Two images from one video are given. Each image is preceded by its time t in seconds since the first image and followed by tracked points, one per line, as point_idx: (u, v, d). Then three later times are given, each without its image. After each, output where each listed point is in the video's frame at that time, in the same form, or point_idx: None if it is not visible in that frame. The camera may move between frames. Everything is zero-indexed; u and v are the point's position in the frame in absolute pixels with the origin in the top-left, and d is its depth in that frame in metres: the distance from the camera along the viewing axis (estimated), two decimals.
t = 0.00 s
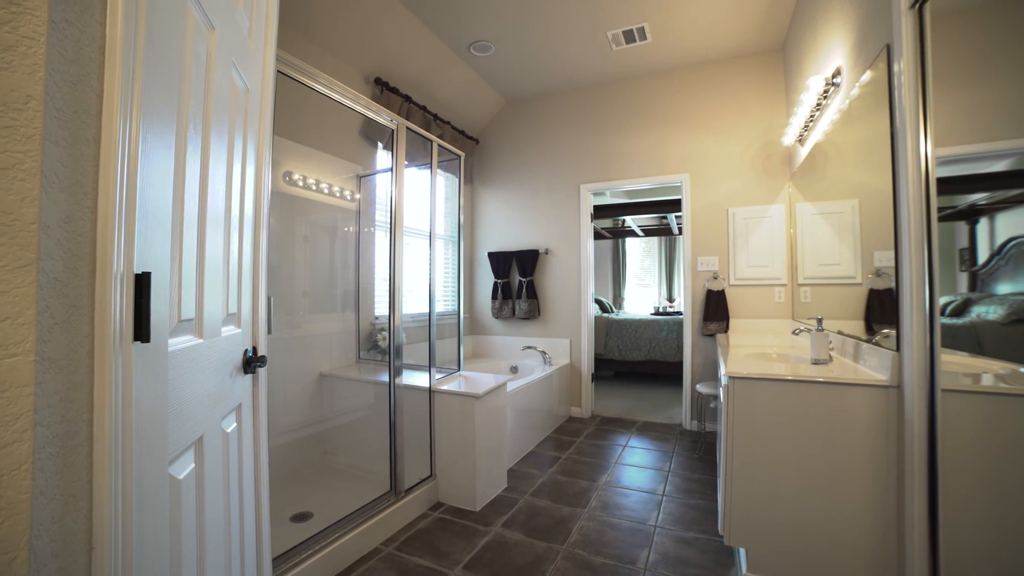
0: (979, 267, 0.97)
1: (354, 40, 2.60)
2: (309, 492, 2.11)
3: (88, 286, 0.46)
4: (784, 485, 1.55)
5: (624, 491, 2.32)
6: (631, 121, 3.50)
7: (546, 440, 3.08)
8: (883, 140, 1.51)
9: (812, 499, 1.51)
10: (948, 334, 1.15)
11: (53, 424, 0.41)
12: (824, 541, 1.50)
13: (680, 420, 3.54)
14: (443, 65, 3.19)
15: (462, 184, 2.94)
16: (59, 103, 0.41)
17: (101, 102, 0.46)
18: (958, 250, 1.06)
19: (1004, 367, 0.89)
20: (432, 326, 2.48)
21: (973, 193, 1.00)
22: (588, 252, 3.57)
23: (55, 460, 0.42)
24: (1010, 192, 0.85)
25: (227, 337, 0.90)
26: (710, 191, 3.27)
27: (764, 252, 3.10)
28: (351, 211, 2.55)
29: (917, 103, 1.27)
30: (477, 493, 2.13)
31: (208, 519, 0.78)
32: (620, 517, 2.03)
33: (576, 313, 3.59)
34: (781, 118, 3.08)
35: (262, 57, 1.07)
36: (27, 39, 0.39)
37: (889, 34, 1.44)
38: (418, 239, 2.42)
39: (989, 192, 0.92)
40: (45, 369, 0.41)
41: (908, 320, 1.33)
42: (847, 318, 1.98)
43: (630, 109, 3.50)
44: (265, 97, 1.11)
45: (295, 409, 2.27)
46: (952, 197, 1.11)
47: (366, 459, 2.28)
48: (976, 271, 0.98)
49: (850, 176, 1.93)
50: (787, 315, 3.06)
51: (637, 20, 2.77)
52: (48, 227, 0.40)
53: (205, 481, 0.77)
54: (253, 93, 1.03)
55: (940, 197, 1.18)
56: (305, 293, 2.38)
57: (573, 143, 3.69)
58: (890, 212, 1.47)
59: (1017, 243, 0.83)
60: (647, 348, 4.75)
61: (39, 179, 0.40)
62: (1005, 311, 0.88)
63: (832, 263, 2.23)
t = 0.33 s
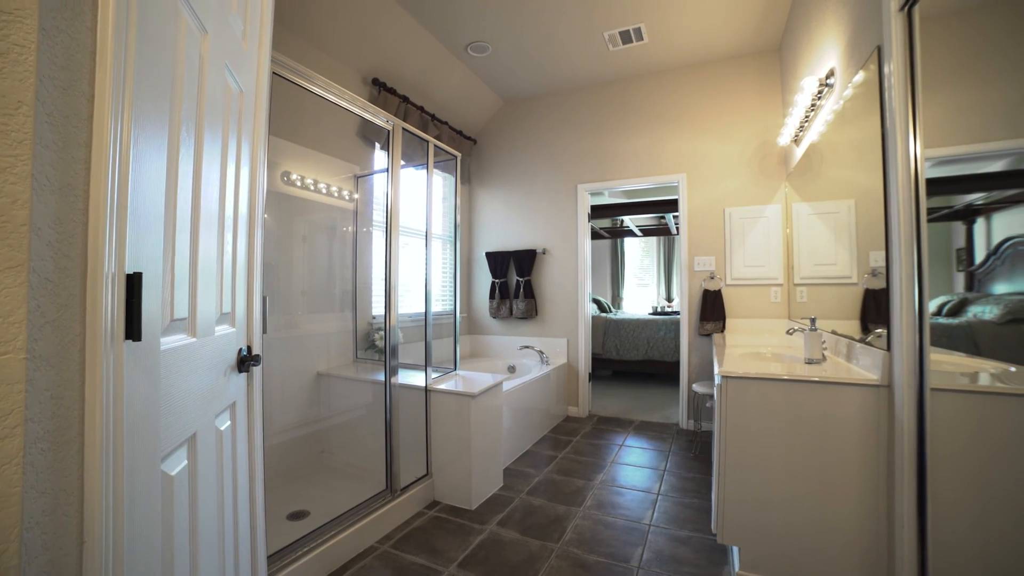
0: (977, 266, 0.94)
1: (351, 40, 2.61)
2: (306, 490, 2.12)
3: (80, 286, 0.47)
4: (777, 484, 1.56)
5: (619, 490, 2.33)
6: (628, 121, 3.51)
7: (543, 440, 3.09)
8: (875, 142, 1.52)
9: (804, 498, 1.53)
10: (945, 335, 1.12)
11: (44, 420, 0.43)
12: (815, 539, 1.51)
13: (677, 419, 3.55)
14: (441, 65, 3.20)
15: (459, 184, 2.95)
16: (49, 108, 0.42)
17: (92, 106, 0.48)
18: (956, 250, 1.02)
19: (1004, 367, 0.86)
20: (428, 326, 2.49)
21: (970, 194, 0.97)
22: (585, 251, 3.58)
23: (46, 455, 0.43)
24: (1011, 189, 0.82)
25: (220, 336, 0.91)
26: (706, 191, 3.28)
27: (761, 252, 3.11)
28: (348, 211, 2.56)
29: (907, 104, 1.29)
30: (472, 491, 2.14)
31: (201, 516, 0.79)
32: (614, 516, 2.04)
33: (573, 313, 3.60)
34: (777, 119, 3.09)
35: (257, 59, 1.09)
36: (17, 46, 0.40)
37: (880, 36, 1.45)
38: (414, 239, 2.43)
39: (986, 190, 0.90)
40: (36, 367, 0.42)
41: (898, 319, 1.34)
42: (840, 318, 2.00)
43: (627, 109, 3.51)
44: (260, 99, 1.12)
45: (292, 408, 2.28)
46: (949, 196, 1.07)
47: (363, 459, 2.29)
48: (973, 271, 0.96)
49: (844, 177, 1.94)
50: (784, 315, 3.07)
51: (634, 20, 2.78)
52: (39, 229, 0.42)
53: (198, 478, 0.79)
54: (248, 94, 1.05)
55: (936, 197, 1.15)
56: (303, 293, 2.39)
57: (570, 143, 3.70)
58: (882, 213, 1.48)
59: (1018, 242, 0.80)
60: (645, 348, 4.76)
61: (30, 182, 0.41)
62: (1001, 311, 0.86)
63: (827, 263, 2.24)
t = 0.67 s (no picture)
0: (973, 267, 0.93)
1: (348, 41, 2.62)
2: (303, 488, 2.13)
3: (71, 286, 0.48)
4: (769, 482, 1.57)
5: (615, 489, 2.34)
6: (625, 121, 3.52)
7: (540, 439, 3.10)
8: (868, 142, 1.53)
9: (796, 497, 1.54)
10: (941, 335, 1.10)
11: (34, 416, 0.44)
12: (807, 537, 1.53)
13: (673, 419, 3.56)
14: (438, 65, 3.21)
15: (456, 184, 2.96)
16: (40, 113, 0.43)
17: (84, 110, 0.49)
18: (952, 249, 1.01)
19: (1006, 368, 0.84)
20: (424, 326, 2.50)
21: (966, 194, 0.96)
22: (582, 251, 3.59)
23: (37, 450, 0.44)
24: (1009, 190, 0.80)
25: (214, 335, 0.92)
26: (703, 191, 3.29)
27: (757, 252, 3.12)
28: (345, 211, 2.55)
29: (898, 106, 1.30)
30: (468, 490, 2.15)
31: (194, 512, 0.80)
32: (608, 515, 2.05)
33: (570, 313, 3.61)
34: (773, 119, 3.10)
35: (252, 61, 1.10)
36: (9, 53, 0.41)
37: (871, 37, 1.47)
38: (411, 239, 2.44)
39: (984, 191, 0.88)
40: (26, 364, 0.43)
41: (888, 319, 1.35)
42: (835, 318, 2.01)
43: (624, 109, 3.52)
44: (255, 101, 1.13)
45: (290, 407, 2.29)
46: (947, 196, 1.05)
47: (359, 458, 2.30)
48: (970, 271, 0.94)
49: (839, 177, 1.94)
50: (780, 315, 3.08)
51: (631, 21, 2.79)
52: (30, 230, 0.43)
53: (191, 475, 0.80)
54: (243, 96, 1.06)
55: (931, 198, 1.13)
56: (300, 293, 2.40)
57: (568, 143, 3.71)
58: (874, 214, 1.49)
59: (1014, 241, 0.79)
60: (643, 348, 4.77)
61: (21, 184, 0.42)
62: (996, 311, 0.85)
63: (822, 263, 2.25)
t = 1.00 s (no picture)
0: (970, 267, 0.90)
1: (346, 41, 2.63)
2: (300, 487, 2.15)
3: (64, 286, 0.49)
4: (761, 481, 1.58)
5: (610, 488, 2.35)
6: (623, 121, 3.53)
7: (537, 438, 3.10)
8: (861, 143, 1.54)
9: (788, 496, 1.55)
10: (938, 336, 1.07)
11: (27, 413, 0.45)
12: (799, 535, 1.54)
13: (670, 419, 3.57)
14: (436, 66, 3.22)
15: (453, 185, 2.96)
16: (31, 117, 0.44)
17: (76, 114, 0.50)
18: (950, 250, 0.97)
19: (1005, 370, 0.81)
20: (421, 326, 2.50)
21: (963, 193, 0.93)
22: (579, 251, 3.60)
23: (29, 445, 0.45)
24: (1011, 188, 0.77)
25: (208, 334, 0.93)
26: (700, 191, 3.30)
27: (753, 252, 3.13)
28: (343, 211, 2.56)
29: (888, 109, 1.31)
30: (464, 489, 2.16)
31: (187, 509, 0.81)
32: (603, 514, 2.07)
33: (568, 312, 3.62)
34: (770, 119, 3.11)
35: (247, 63, 1.11)
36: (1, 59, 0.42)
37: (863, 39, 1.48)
38: (407, 240, 2.44)
39: (980, 192, 0.86)
40: (18, 362, 0.44)
41: (879, 319, 1.36)
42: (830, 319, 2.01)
43: (622, 110, 3.53)
44: (250, 102, 1.14)
45: (287, 406, 2.31)
46: (944, 196, 1.02)
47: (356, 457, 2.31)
48: (966, 271, 0.91)
49: (834, 177, 1.95)
50: (776, 315, 3.09)
51: (628, 21, 2.80)
52: (22, 233, 0.43)
53: (184, 472, 0.81)
54: (237, 98, 1.07)
55: (928, 198, 1.10)
56: (299, 292, 2.41)
57: (565, 144, 3.72)
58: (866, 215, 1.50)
59: (1010, 240, 0.77)
60: (640, 348, 4.78)
61: (13, 187, 0.43)
62: (992, 311, 0.83)
63: (817, 263, 2.26)
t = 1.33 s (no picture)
0: (967, 267, 0.89)
1: (343, 42, 2.64)
2: (297, 486, 2.16)
3: (56, 286, 0.50)
4: (753, 480, 1.60)
5: (606, 487, 2.36)
6: (620, 121, 3.54)
7: (534, 438, 3.11)
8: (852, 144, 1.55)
9: (779, 494, 1.56)
10: (933, 335, 1.05)
11: (18, 409, 0.46)
12: (790, 534, 1.55)
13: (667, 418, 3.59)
14: (434, 67, 3.23)
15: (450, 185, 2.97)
16: (23, 122, 0.46)
17: (69, 118, 0.51)
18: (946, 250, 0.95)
19: (1002, 371, 0.81)
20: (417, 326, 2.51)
21: (960, 193, 0.90)
22: (576, 251, 3.61)
23: (20, 441, 0.46)
24: (1010, 189, 0.75)
25: (202, 334, 0.95)
26: (696, 191, 3.31)
27: (749, 252, 3.14)
28: (340, 212, 2.58)
29: (877, 111, 1.33)
30: (459, 488, 2.18)
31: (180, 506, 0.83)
32: (597, 513, 2.08)
33: (565, 312, 3.64)
34: (766, 120, 3.12)
35: (241, 66, 1.12)
36: None
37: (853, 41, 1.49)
38: (403, 239, 2.45)
39: (979, 192, 0.84)
40: (10, 360, 0.45)
41: (869, 319, 1.37)
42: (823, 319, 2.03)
43: (619, 110, 3.54)
44: (244, 104, 1.15)
45: (284, 406, 2.32)
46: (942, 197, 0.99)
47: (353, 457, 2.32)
48: (963, 271, 0.89)
49: (829, 177, 1.96)
50: (772, 314, 3.10)
51: (624, 22, 2.81)
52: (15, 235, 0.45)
53: (178, 469, 0.82)
54: (232, 100, 1.08)
55: (926, 197, 1.07)
56: (297, 292, 2.43)
57: (563, 144, 3.73)
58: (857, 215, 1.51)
59: (1009, 242, 0.76)
60: (638, 347, 4.79)
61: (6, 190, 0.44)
62: (988, 311, 0.83)
63: (812, 263, 2.27)
